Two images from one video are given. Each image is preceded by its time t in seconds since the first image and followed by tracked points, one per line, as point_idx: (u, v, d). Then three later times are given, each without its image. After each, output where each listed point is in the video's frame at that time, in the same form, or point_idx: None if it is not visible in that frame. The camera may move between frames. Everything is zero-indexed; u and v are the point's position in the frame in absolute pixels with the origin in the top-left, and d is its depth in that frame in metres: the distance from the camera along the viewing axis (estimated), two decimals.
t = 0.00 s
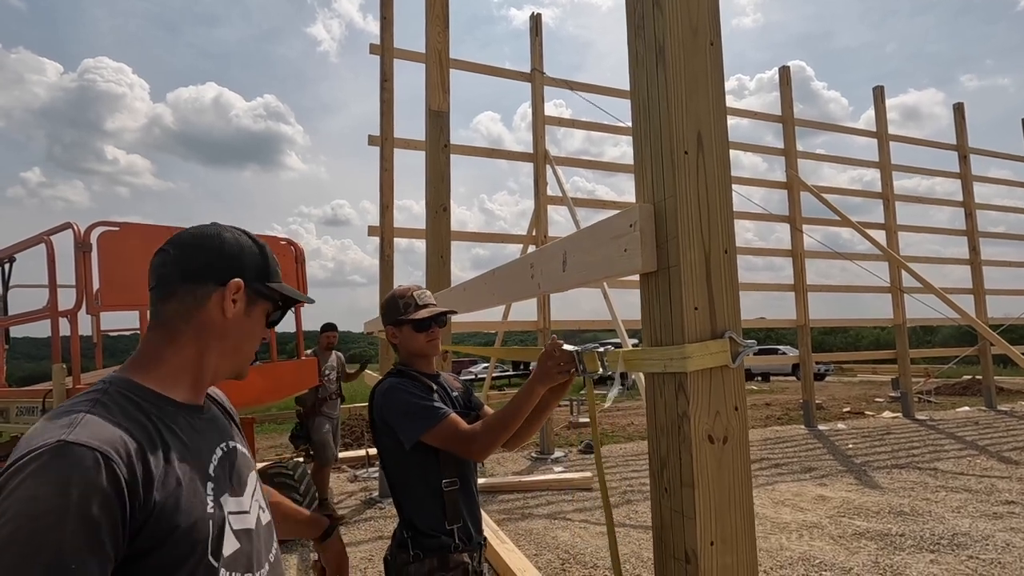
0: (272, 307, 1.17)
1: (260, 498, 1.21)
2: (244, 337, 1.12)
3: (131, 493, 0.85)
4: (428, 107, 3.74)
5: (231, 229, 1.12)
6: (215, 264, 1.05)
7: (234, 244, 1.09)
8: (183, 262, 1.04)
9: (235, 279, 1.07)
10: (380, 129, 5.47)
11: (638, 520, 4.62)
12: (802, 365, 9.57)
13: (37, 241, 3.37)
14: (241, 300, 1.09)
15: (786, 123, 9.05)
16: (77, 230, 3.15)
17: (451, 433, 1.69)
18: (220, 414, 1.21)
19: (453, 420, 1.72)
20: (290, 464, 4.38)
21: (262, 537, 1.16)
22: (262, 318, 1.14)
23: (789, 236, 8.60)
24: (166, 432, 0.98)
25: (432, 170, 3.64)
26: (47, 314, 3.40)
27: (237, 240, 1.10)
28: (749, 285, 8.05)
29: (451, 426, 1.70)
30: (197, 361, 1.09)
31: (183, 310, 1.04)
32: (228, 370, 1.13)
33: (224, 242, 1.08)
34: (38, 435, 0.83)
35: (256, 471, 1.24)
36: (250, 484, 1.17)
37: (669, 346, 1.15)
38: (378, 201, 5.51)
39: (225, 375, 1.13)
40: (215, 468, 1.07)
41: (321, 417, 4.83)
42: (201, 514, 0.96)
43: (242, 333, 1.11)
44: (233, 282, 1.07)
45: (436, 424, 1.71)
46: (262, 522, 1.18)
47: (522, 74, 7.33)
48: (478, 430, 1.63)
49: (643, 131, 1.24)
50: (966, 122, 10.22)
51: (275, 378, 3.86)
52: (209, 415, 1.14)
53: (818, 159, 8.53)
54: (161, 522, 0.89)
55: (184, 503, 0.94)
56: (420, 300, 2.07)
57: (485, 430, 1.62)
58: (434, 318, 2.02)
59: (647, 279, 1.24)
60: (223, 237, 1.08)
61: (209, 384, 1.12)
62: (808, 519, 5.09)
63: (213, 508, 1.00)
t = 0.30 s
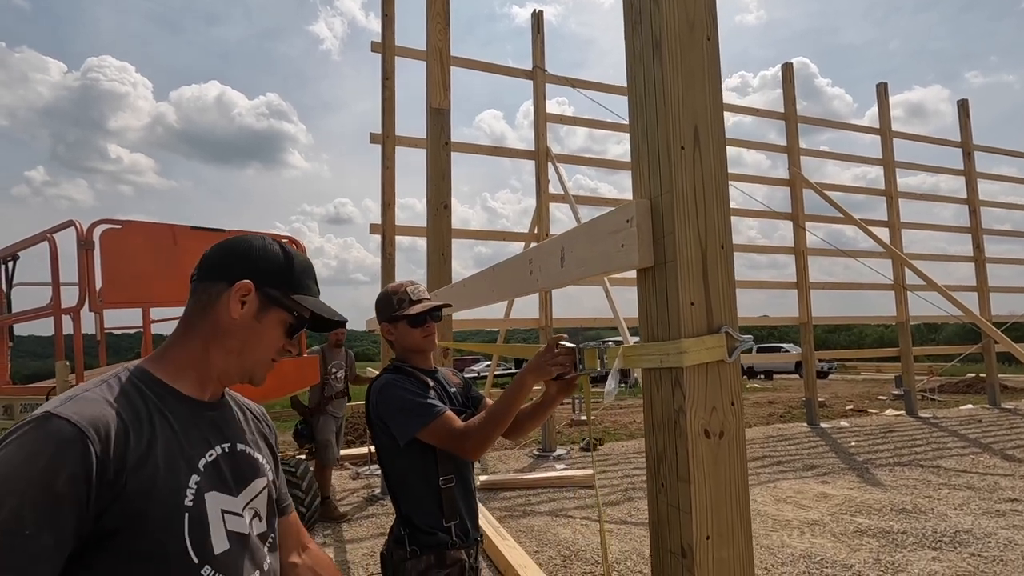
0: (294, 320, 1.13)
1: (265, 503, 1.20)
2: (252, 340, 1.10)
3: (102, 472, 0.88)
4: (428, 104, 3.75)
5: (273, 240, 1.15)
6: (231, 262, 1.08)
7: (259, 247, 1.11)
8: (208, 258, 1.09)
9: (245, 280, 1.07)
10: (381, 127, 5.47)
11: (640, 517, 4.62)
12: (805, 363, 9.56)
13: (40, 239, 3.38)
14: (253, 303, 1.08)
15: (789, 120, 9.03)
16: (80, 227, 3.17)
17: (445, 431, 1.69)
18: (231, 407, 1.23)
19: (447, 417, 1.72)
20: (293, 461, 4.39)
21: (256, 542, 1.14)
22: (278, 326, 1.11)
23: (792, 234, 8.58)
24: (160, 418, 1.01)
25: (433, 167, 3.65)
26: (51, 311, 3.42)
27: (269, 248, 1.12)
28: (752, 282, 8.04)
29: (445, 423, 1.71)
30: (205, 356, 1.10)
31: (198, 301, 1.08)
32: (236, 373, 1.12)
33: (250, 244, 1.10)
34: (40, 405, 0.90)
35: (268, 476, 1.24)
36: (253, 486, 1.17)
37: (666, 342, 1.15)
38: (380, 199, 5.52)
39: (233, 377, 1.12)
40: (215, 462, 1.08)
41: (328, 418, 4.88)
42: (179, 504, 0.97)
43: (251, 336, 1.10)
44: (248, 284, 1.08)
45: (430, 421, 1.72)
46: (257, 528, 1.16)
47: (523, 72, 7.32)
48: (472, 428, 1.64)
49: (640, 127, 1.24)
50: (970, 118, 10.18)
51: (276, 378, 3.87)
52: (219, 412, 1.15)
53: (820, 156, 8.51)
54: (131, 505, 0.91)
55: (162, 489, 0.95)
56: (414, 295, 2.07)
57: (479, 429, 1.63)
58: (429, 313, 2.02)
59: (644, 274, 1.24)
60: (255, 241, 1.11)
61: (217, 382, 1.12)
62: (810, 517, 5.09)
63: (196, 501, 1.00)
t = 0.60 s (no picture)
0: (268, 289, 1.14)
1: (262, 501, 1.22)
2: (238, 320, 1.11)
3: (101, 477, 0.89)
4: (427, 103, 3.75)
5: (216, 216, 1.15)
6: (188, 250, 1.08)
7: (197, 231, 1.10)
8: (165, 257, 1.08)
9: (201, 265, 1.07)
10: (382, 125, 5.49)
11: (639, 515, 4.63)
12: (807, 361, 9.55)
13: (41, 238, 3.41)
14: (223, 285, 1.09)
15: (791, 118, 9.01)
16: (80, 226, 3.19)
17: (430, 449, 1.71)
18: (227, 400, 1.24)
19: (435, 432, 1.73)
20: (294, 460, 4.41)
21: (252, 540, 1.16)
22: (257, 298, 1.13)
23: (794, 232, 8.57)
24: (159, 420, 1.03)
25: (432, 166, 3.66)
26: (52, 309, 3.45)
27: (219, 229, 1.12)
28: (753, 280, 8.03)
29: (432, 438, 1.72)
30: (196, 354, 1.10)
31: (173, 300, 1.08)
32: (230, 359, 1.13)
33: (196, 229, 1.10)
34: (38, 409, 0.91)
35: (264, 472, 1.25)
36: (250, 485, 1.19)
37: (652, 341, 1.16)
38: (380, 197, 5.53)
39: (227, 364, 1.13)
40: (214, 462, 1.10)
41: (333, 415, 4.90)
42: (177, 508, 0.98)
43: (235, 316, 1.11)
44: (211, 267, 1.08)
45: (419, 435, 1.73)
46: (253, 527, 1.18)
47: (524, 70, 7.33)
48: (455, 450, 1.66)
49: (628, 127, 1.25)
50: (974, 115, 10.14)
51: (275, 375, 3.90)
52: (218, 412, 1.16)
53: (822, 153, 8.49)
54: (129, 508, 0.93)
55: (158, 494, 0.96)
56: (415, 293, 2.07)
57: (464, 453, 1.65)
58: (429, 311, 2.04)
59: (631, 273, 1.25)
60: (199, 225, 1.11)
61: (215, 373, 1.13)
62: (809, 515, 5.09)
63: (194, 503, 1.02)
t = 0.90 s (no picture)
0: (222, 268, 1.17)
1: (263, 487, 1.25)
2: (199, 305, 1.14)
3: (83, 486, 0.93)
4: (426, 103, 3.78)
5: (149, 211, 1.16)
6: (132, 249, 1.10)
7: (129, 233, 1.11)
8: (112, 264, 1.11)
9: (145, 266, 1.10)
10: (382, 124, 5.51)
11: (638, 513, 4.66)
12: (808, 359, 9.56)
13: (44, 238, 3.45)
14: (175, 275, 1.12)
15: (794, 116, 9.01)
16: (82, 226, 3.23)
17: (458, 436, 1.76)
18: (219, 388, 1.27)
19: (458, 420, 1.78)
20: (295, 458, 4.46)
21: (254, 526, 1.20)
22: (213, 279, 1.15)
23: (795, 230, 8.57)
24: (141, 424, 1.06)
25: (431, 166, 3.69)
26: (55, 309, 3.49)
27: (153, 222, 1.13)
28: (754, 278, 8.04)
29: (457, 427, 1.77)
30: (169, 349, 1.14)
31: (135, 303, 1.12)
32: (203, 346, 1.16)
33: (130, 228, 1.11)
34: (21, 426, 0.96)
35: (263, 458, 1.29)
36: (247, 473, 1.22)
37: (639, 341, 1.19)
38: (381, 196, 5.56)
39: (201, 353, 1.16)
40: (203, 459, 1.13)
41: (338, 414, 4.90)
42: (166, 507, 1.01)
43: (195, 303, 1.13)
44: (158, 261, 1.11)
45: (442, 425, 1.77)
46: (256, 512, 1.22)
47: (525, 69, 7.34)
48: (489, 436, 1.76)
49: (616, 131, 1.28)
50: (977, 113, 10.11)
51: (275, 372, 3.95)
52: (208, 406, 1.19)
53: (824, 151, 8.49)
54: (117, 512, 0.96)
55: (145, 496, 1.00)
56: (419, 289, 2.11)
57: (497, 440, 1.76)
58: (434, 307, 2.07)
59: (620, 275, 1.28)
60: (133, 222, 1.12)
61: (192, 365, 1.16)
62: (808, 512, 5.12)
63: (184, 501, 1.05)
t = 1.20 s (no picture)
0: (224, 266, 1.22)
1: (286, 469, 1.30)
2: (204, 304, 1.19)
3: (100, 487, 1.00)
4: (427, 103, 3.83)
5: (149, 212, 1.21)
6: (137, 253, 1.16)
7: (126, 239, 1.17)
8: (119, 269, 1.18)
9: (148, 270, 1.17)
10: (384, 124, 5.56)
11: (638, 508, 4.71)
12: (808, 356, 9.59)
13: (52, 237, 3.51)
14: (180, 275, 1.18)
15: (794, 113, 9.03)
16: (90, 226, 3.29)
17: (460, 438, 1.81)
18: (233, 374, 1.32)
19: (462, 417, 1.83)
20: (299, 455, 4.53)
21: (278, 507, 1.25)
22: (216, 278, 1.21)
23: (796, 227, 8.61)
24: (154, 423, 1.11)
25: (432, 165, 3.74)
26: (63, 307, 3.55)
27: (153, 223, 1.18)
28: (755, 275, 8.07)
29: (460, 425, 1.82)
30: (181, 347, 1.20)
31: (146, 305, 1.19)
32: (210, 343, 1.22)
33: (131, 231, 1.17)
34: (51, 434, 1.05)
35: (284, 441, 1.33)
36: (266, 458, 1.26)
37: (630, 337, 1.24)
38: (383, 195, 5.61)
39: (210, 350, 1.22)
40: (218, 449, 1.18)
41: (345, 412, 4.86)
42: (181, 501, 1.08)
43: (200, 302, 1.19)
44: (162, 262, 1.17)
45: (447, 422, 1.82)
46: (281, 493, 1.27)
47: (526, 68, 7.38)
48: (489, 434, 1.80)
49: (608, 133, 1.33)
50: (978, 110, 10.12)
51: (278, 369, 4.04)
52: (220, 399, 1.23)
53: (824, 149, 8.52)
54: (135, 508, 1.04)
55: (160, 491, 1.06)
56: (427, 284, 2.14)
57: (500, 437, 1.81)
58: (440, 303, 2.13)
59: (613, 272, 1.33)
60: (135, 225, 1.18)
61: (204, 362, 1.22)
62: (806, 508, 5.17)
63: (199, 493, 1.10)
